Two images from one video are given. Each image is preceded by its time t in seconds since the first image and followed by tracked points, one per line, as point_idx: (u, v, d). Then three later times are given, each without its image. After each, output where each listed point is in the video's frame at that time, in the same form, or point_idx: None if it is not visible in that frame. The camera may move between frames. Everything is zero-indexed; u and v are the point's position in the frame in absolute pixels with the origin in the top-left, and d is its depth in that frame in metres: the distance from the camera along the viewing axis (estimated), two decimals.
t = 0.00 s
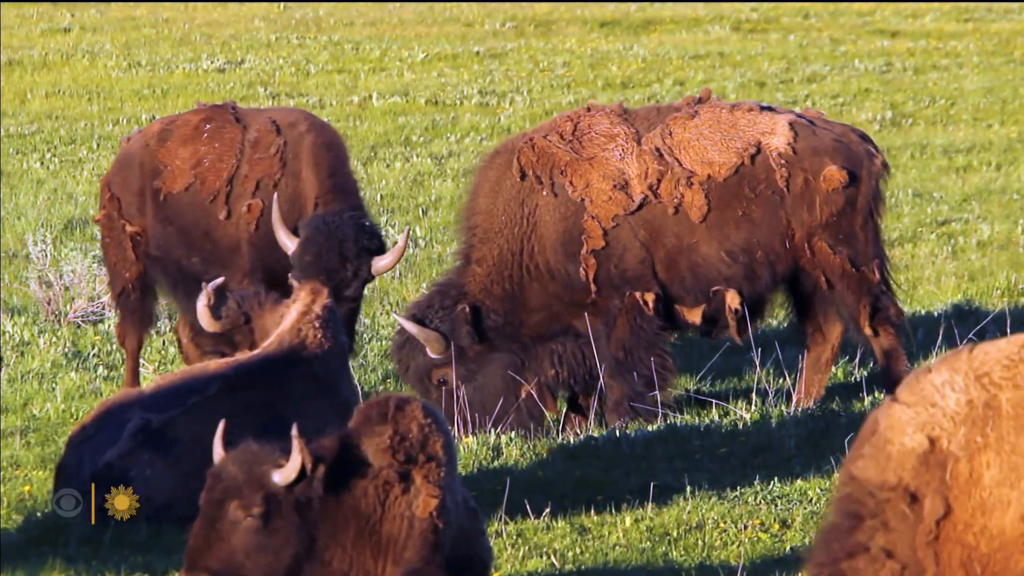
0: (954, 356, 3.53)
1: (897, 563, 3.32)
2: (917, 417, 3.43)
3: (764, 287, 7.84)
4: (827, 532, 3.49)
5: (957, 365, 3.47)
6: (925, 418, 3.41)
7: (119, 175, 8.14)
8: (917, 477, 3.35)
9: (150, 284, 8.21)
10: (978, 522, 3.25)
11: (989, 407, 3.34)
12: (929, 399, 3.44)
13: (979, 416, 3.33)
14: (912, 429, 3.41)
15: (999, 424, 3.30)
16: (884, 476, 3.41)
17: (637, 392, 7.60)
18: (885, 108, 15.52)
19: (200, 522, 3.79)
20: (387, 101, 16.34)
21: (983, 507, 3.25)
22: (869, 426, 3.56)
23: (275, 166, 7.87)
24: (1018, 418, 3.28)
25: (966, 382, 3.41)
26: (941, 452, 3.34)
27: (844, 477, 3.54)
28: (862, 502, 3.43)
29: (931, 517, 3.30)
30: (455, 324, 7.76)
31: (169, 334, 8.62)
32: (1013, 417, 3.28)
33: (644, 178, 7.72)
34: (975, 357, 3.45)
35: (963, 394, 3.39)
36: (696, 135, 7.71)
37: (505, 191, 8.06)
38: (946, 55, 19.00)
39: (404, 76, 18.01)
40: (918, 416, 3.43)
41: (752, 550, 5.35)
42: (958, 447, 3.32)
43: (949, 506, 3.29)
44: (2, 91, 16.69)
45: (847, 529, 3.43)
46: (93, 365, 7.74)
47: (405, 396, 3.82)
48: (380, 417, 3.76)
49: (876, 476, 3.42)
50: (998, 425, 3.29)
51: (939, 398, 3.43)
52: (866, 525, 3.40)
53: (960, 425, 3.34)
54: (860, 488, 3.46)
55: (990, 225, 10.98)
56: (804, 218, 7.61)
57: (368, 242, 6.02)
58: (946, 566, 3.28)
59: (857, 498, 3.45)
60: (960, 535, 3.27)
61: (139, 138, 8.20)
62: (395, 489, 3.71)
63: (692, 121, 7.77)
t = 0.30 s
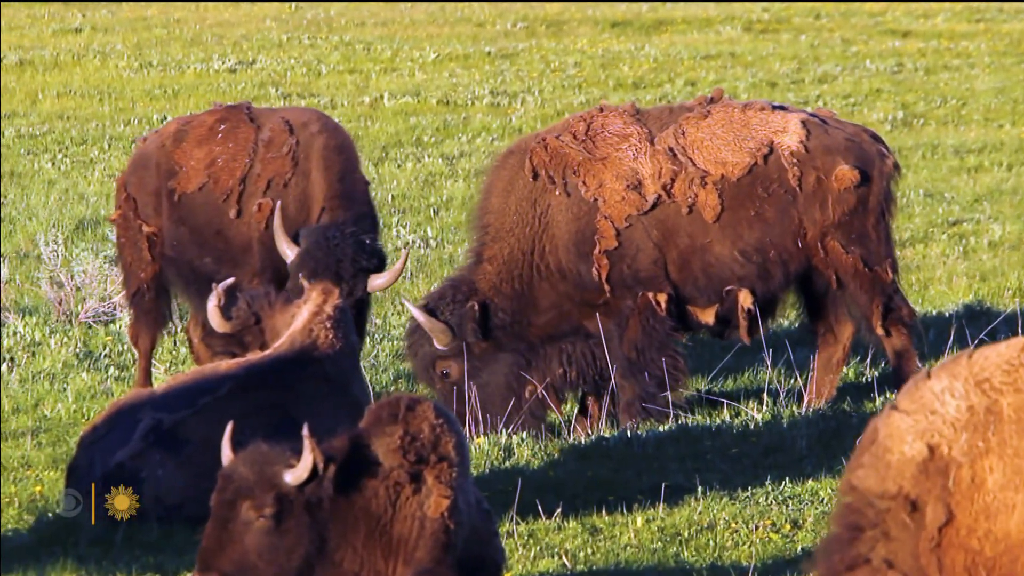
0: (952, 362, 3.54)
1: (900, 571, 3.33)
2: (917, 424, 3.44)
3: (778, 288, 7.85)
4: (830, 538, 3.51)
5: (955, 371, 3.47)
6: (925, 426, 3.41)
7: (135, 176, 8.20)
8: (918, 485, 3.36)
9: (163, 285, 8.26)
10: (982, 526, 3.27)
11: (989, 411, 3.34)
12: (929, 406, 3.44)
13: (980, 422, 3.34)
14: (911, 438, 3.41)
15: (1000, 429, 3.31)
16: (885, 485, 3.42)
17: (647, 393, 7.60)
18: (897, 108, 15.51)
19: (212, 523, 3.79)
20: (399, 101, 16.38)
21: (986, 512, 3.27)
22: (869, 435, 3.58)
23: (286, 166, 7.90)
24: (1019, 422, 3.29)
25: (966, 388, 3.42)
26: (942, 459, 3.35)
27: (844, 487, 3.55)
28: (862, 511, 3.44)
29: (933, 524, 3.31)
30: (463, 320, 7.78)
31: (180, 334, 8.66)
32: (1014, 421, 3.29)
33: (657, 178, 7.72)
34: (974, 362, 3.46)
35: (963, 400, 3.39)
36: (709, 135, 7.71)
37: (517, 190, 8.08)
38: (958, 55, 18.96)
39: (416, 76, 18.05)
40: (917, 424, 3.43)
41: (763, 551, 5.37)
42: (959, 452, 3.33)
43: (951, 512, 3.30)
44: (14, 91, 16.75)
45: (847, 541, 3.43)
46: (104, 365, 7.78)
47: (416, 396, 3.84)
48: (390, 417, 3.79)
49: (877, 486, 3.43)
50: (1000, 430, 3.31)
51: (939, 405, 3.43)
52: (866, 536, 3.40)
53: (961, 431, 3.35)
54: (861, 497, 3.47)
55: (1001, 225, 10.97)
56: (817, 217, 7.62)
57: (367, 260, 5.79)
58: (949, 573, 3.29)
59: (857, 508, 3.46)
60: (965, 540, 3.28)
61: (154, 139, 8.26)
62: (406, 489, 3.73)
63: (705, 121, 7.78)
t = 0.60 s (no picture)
0: (957, 365, 3.53)
1: None
2: (921, 429, 3.43)
3: (790, 288, 7.85)
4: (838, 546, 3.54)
5: (960, 374, 3.47)
6: (929, 430, 3.41)
7: (151, 177, 8.26)
8: (924, 490, 3.36)
9: (179, 287, 8.34)
10: (988, 528, 3.25)
11: (994, 413, 3.34)
12: (933, 410, 3.45)
13: (984, 424, 3.33)
14: (915, 442, 3.41)
15: (1006, 431, 3.30)
16: (890, 492, 3.42)
17: (658, 392, 7.61)
18: (908, 108, 15.48)
19: (222, 524, 3.79)
20: (410, 101, 16.40)
21: (992, 514, 3.25)
22: (874, 440, 3.58)
23: (297, 165, 7.90)
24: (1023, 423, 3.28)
25: (969, 391, 3.41)
26: (946, 463, 3.34)
27: (851, 494, 3.57)
28: (868, 520, 3.46)
29: (938, 529, 3.31)
30: (477, 316, 7.83)
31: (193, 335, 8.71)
32: (1019, 422, 3.29)
33: (667, 178, 7.72)
34: (978, 365, 3.46)
35: (967, 404, 3.39)
36: (719, 135, 7.71)
37: (527, 191, 8.09)
38: (970, 55, 18.92)
39: (427, 76, 18.07)
40: (921, 429, 3.43)
41: (775, 551, 5.37)
42: (964, 455, 3.32)
43: (957, 516, 3.30)
44: (26, 92, 16.82)
45: (854, 549, 3.46)
46: (116, 365, 7.82)
47: (429, 396, 3.85)
48: (404, 418, 3.79)
49: (883, 492, 3.44)
50: (1005, 432, 3.29)
51: (943, 408, 3.43)
52: (872, 546, 3.43)
53: (965, 434, 3.35)
54: (867, 504, 3.48)
55: (1013, 225, 10.95)
56: (829, 217, 7.59)
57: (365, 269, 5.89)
58: None
59: (864, 516, 3.48)
60: (971, 543, 3.27)
61: (171, 139, 8.32)
62: (419, 491, 3.75)
63: (715, 121, 7.78)
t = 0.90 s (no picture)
0: (969, 359, 3.45)
1: (908, 568, 3.22)
2: (930, 420, 3.35)
3: (800, 288, 7.85)
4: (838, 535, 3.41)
5: (972, 366, 3.38)
6: (938, 422, 3.32)
7: (163, 177, 8.28)
8: (930, 480, 3.26)
9: (189, 285, 8.36)
10: (994, 524, 3.16)
11: (1004, 408, 3.24)
12: (942, 402, 3.35)
13: (994, 419, 3.24)
14: (924, 433, 3.32)
15: (1016, 426, 3.21)
16: (897, 480, 3.32)
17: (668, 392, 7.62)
18: (917, 108, 15.46)
19: (233, 524, 3.85)
20: (419, 101, 16.42)
21: (1000, 510, 3.15)
22: (881, 431, 3.49)
23: (308, 165, 7.92)
24: None
25: (980, 384, 3.32)
26: (954, 455, 3.25)
27: (856, 482, 3.46)
28: (872, 507, 3.34)
29: (944, 521, 3.20)
30: (501, 310, 7.88)
31: (201, 335, 8.72)
32: None
33: (676, 178, 7.73)
34: (991, 358, 3.36)
35: (977, 397, 3.29)
36: (729, 136, 7.71)
37: (537, 191, 8.10)
38: (979, 56, 18.89)
39: (436, 76, 18.09)
40: (931, 419, 3.34)
41: (784, 551, 5.37)
42: (973, 449, 3.23)
43: (963, 509, 3.20)
44: (36, 91, 16.88)
45: (856, 533, 3.33)
46: (125, 365, 7.85)
47: (436, 396, 3.86)
48: (411, 417, 3.81)
49: (889, 480, 3.34)
50: (1015, 427, 3.20)
51: (952, 401, 3.34)
52: (875, 531, 3.30)
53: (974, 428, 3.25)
54: (871, 492, 3.38)
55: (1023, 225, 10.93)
56: (838, 217, 7.60)
57: (387, 252, 6.27)
58: (960, 570, 3.18)
59: (869, 502, 3.36)
60: (976, 537, 3.17)
61: (182, 140, 8.34)
62: (426, 489, 3.74)
63: (724, 121, 7.77)
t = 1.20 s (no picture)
0: (963, 364, 3.62)
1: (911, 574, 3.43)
2: (927, 427, 3.51)
3: (807, 289, 7.84)
4: (841, 541, 3.63)
5: (966, 374, 3.55)
6: (935, 429, 3.49)
7: (172, 180, 8.31)
8: (930, 487, 3.44)
9: (197, 286, 8.45)
10: (994, 529, 3.35)
11: (1000, 414, 3.42)
12: (939, 409, 3.53)
13: (990, 424, 3.41)
14: (922, 440, 3.50)
15: (1012, 431, 3.39)
16: (896, 488, 3.50)
17: (674, 393, 7.64)
18: (924, 109, 15.43)
19: (239, 526, 3.82)
20: (426, 102, 16.43)
21: (999, 514, 3.34)
22: (880, 438, 3.66)
23: (316, 165, 7.91)
24: None
25: (975, 391, 3.49)
26: (953, 461, 3.42)
27: (856, 489, 3.64)
28: (874, 515, 3.54)
29: (945, 528, 3.40)
30: (536, 316, 7.87)
31: (208, 336, 8.75)
32: None
33: (683, 179, 7.73)
34: (984, 365, 3.54)
35: (973, 403, 3.47)
36: (734, 136, 7.72)
37: (546, 193, 8.08)
38: (986, 56, 18.85)
39: (443, 77, 18.10)
40: (927, 427, 3.51)
41: (790, 551, 5.37)
42: (971, 455, 3.40)
43: (963, 515, 3.38)
44: (43, 92, 16.92)
45: (857, 545, 3.55)
46: (132, 365, 7.86)
47: (442, 396, 3.87)
48: (416, 418, 3.82)
49: (889, 488, 3.51)
50: (1012, 432, 3.38)
51: (949, 407, 3.51)
52: (876, 541, 3.51)
53: (972, 434, 3.43)
54: (872, 500, 3.56)
55: None
56: (844, 218, 7.58)
57: (400, 249, 6.14)
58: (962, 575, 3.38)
59: (869, 511, 3.55)
60: (977, 542, 3.36)
61: (190, 142, 8.35)
62: (432, 489, 3.76)
63: (729, 122, 7.78)
